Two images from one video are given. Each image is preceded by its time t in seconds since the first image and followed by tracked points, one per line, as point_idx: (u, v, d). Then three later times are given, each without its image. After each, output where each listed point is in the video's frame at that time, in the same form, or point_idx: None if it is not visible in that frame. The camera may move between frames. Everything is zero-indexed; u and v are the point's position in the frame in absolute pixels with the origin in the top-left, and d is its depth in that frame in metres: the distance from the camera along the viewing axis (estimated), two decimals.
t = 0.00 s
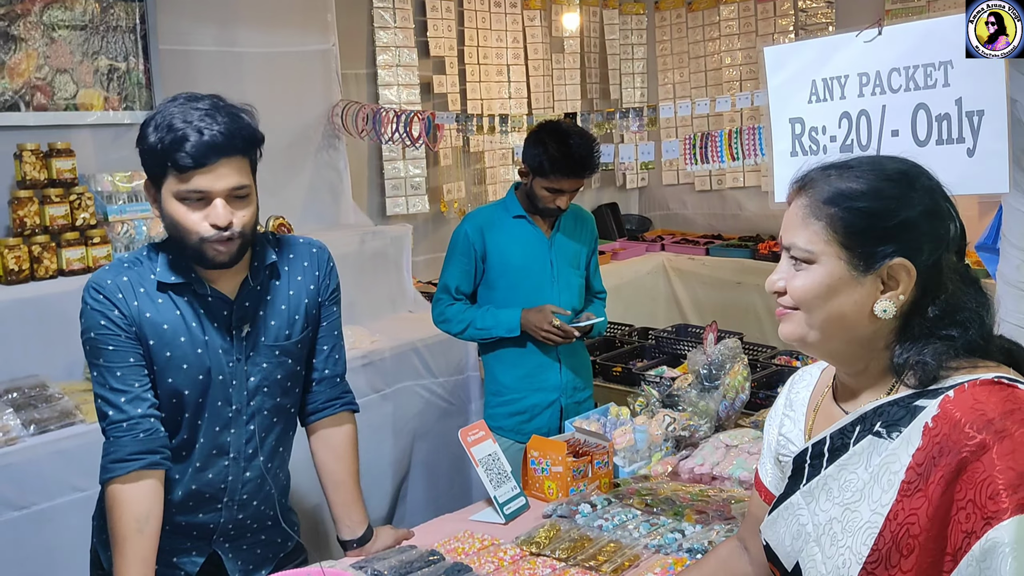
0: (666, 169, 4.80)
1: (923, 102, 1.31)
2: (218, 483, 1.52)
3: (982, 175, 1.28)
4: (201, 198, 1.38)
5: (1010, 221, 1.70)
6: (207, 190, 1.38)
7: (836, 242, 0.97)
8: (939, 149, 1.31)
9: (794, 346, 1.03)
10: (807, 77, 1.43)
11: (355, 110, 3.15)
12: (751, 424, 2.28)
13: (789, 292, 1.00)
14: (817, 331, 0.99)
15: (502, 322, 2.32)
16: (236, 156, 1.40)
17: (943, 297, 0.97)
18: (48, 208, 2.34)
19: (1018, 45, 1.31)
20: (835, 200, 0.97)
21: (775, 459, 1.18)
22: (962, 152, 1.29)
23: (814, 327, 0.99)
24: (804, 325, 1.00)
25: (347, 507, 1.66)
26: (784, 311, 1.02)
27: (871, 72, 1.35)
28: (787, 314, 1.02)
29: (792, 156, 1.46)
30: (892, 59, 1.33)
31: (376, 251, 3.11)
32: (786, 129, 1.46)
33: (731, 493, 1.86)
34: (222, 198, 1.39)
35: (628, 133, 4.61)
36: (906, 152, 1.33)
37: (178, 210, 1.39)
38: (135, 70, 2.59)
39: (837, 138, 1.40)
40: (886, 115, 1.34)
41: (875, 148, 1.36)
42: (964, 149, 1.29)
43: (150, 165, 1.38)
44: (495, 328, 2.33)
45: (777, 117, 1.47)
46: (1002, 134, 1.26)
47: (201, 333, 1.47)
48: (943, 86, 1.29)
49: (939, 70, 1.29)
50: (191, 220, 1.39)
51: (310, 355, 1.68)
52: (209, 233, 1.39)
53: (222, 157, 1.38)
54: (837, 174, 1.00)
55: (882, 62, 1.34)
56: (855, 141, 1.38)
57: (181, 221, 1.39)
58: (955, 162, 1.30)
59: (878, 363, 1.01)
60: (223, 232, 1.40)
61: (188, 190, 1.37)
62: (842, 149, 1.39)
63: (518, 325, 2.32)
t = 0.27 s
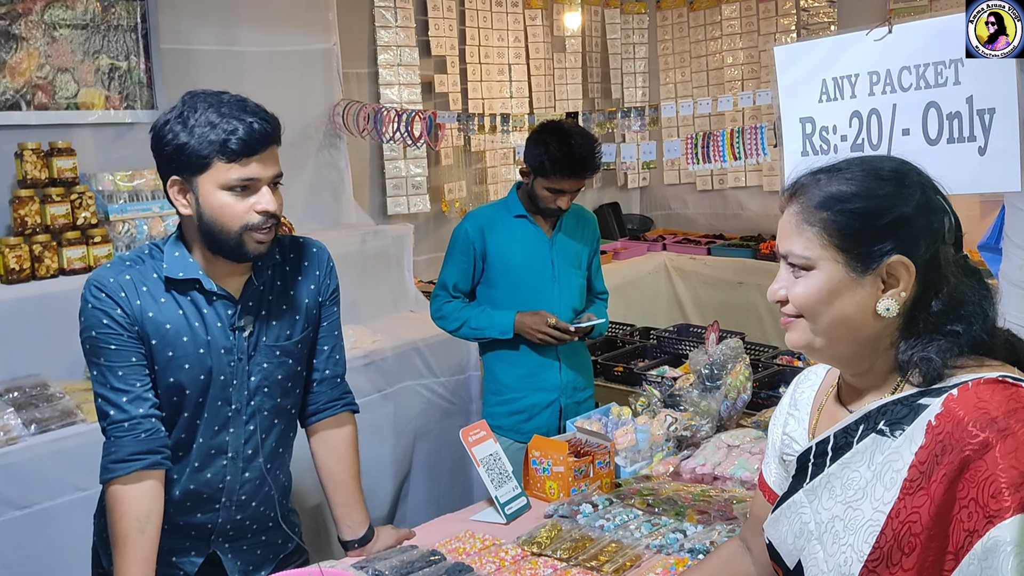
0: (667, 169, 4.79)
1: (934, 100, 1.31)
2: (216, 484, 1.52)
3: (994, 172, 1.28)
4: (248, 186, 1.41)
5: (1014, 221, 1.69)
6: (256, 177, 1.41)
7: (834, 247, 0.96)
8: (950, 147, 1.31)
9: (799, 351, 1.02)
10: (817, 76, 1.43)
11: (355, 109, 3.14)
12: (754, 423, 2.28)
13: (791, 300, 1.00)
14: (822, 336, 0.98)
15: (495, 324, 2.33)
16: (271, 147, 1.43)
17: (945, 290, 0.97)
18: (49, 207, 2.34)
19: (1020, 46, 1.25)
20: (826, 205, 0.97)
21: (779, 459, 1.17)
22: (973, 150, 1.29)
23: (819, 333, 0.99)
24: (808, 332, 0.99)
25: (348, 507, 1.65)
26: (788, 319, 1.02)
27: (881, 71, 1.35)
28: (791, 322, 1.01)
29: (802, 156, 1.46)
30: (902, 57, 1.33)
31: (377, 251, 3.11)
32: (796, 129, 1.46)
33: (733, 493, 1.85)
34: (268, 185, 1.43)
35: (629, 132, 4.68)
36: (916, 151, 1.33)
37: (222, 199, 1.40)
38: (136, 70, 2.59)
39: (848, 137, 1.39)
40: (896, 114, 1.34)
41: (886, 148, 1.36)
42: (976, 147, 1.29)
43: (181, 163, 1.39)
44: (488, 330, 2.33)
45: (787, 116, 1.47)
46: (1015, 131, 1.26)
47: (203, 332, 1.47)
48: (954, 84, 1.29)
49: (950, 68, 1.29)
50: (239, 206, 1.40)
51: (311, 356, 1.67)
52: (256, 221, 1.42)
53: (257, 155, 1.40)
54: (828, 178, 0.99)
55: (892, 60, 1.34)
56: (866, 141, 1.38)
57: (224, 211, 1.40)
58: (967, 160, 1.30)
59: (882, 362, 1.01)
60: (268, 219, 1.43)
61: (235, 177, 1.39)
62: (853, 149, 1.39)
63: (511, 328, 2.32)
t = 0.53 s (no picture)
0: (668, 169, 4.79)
1: (940, 100, 1.30)
2: (217, 484, 1.52)
3: (1001, 173, 1.28)
4: (253, 190, 1.41)
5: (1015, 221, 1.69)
6: (260, 182, 1.41)
7: (833, 246, 0.96)
8: (957, 148, 1.31)
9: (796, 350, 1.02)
10: (823, 77, 1.43)
11: (357, 109, 3.15)
12: (755, 424, 2.28)
13: (790, 299, 0.99)
14: (820, 336, 0.98)
15: (495, 324, 2.33)
16: (278, 152, 1.43)
17: (943, 295, 0.96)
18: (50, 207, 2.34)
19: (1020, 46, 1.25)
20: (830, 204, 0.97)
21: (778, 462, 1.17)
22: (980, 151, 1.29)
23: (816, 332, 0.98)
24: (806, 330, 0.99)
25: (348, 508, 1.65)
26: (786, 317, 1.01)
27: (887, 72, 1.35)
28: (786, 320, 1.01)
29: (808, 157, 1.46)
30: (908, 58, 1.32)
31: (378, 251, 3.11)
32: (802, 130, 1.46)
33: (734, 494, 1.85)
34: (273, 189, 1.43)
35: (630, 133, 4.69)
36: (923, 152, 1.33)
37: (225, 203, 1.40)
38: (138, 70, 2.59)
39: (854, 138, 1.39)
40: (903, 115, 1.34)
41: (892, 149, 1.35)
42: (982, 147, 1.29)
43: (189, 165, 1.39)
44: (488, 329, 2.34)
45: (793, 117, 1.47)
46: (1021, 132, 1.26)
47: (206, 333, 1.47)
48: (961, 84, 1.29)
49: (956, 68, 1.29)
50: (241, 211, 1.40)
51: (309, 356, 1.67)
52: (259, 225, 1.42)
53: (264, 160, 1.40)
54: (834, 177, 0.99)
55: (898, 60, 1.34)
56: (872, 142, 1.38)
57: (227, 214, 1.40)
58: (973, 160, 1.30)
59: (880, 365, 1.01)
60: (271, 224, 1.43)
61: (240, 181, 1.39)
62: (859, 150, 1.39)
63: (510, 328, 2.33)
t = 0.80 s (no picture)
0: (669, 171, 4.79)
1: (940, 102, 1.30)
2: (213, 487, 1.51)
3: (1001, 174, 1.27)
4: (265, 190, 1.41)
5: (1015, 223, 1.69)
6: (273, 183, 1.42)
7: (832, 253, 0.96)
8: (956, 150, 1.30)
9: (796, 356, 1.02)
10: (822, 79, 1.42)
11: (358, 110, 3.16)
12: (756, 426, 2.27)
13: (790, 306, 0.99)
14: (821, 342, 0.98)
15: (488, 326, 2.33)
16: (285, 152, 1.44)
17: (945, 298, 0.96)
18: (51, 208, 2.34)
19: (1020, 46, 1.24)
20: (829, 210, 0.97)
21: (780, 466, 1.17)
22: (980, 152, 1.29)
23: (818, 339, 0.98)
24: (807, 336, 0.99)
25: (348, 510, 1.65)
26: (786, 323, 1.01)
27: (886, 73, 1.35)
28: (787, 326, 1.01)
29: (807, 159, 1.45)
30: (908, 59, 1.32)
31: (378, 252, 3.10)
32: (802, 132, 1.46)
33: (735, 496, 1.85)
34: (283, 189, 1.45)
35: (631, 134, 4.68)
36: (923, 154, 1.33)
37: (238, 205, 1.40)
38: (139, 72, 2.60)
39: (854, 140, 1.39)
40: (903, 116, 1.34)
41: (892, 151, 1.35)
42: (982, 149, 1.28)
43: (198, 170, 1.39)
44: (481, 332, 2.33)
45: (793, 119, 1.47)
46: (1021, 133, 1.25)
47: (206, 335, 1.46)
48: (961, 86, 1.28)
49: (956, 70, 1.28)
50: (256, 212, 1.41)
51: (306, 359, 1.67)
52: (271, 225, 1.43)
53: (274, 161, 1.41)
54: (831, 183, 0.99)
55: (897, 62, 1.33)
56: (872, 144, 1.37)
57: (241, 216, 1.40)
58: (974, 162, 1.29)
59: (881, 368, 1.00)
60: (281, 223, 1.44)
61: (253, 183, 1.40)
62: (859, 152, 1.39)
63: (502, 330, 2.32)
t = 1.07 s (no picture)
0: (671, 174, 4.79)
1: (935, 107, 1.30)
2: (211, 492, 1.51)
3: (995, 181, 1.27)
4: (262, 192, 1.41)
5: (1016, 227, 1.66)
6: (270, 184, 1.41)
7: (843, 248, 0.95)
8: (951, 155, 1.30)
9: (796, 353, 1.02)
10: (818, 83, 1.42)
11: (360, 114, 3.17)
12: (757, 431, 2.27)
13: (795, 299, 0.99)
14: (824, 338, 0.98)
15: (471, 332, 2.32)
16: (284, 154, 1.43)
17: (949, 303, 0.96)
18: (52, 212, 2.34)
19: (1020, 45, 1.25)
20: (842, 206, 0.96)
21: (779, 470, 1.17)
22: (974, 158, 1.28)
23: (820, 334, 0.98)
24: (808, 332, 0.99)
25: (347, 514, 1.65)
26: (789, 319, 1.01)
27: (882, 78, 1.34)
28: (790, 322, 1.01)
29: (804, 163, 1.45)
30: (904, 63, 1.32)
31: (380, 256, 3.10)
32: (798, 137, 1.46)
33: (737, 500, 1.84)
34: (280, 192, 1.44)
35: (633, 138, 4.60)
36: (918, 159, 1.32)
37: (234, 206, 1.40)
38: (140, 75, 2.60)
39: (849, 145, 1.39)
40: (897, 121, 1.33)
41: (886, 156, 1.35)
42: (977, 155, 1.28)
43: (196, 170, 1.39)
44: (464, 338, 2.33)
45: (789, 123, 1.47)
46: (1015, 139, 1.25)
47: (206, 339, 1.46)
48: (955, 91, 1.28)
49: (951, 75, 1.28)
50: (252, 213, 1.40)
51: (305, 363, 1.67)
52: (269, 228, 1.42)
53: (273, 163, 1.41)
54: (845, 179, 0.99)
55: (894, 67, 1.33)
56: (866, 148, 1.37)
57: (238, 216, 1.40)
58: (968, 167, 1.29)
59: (881, 372, 1.00)
60: (280, 227, 1.44)
61: (249, 184, 1.40)
62: (853, 157, 1.38)
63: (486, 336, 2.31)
